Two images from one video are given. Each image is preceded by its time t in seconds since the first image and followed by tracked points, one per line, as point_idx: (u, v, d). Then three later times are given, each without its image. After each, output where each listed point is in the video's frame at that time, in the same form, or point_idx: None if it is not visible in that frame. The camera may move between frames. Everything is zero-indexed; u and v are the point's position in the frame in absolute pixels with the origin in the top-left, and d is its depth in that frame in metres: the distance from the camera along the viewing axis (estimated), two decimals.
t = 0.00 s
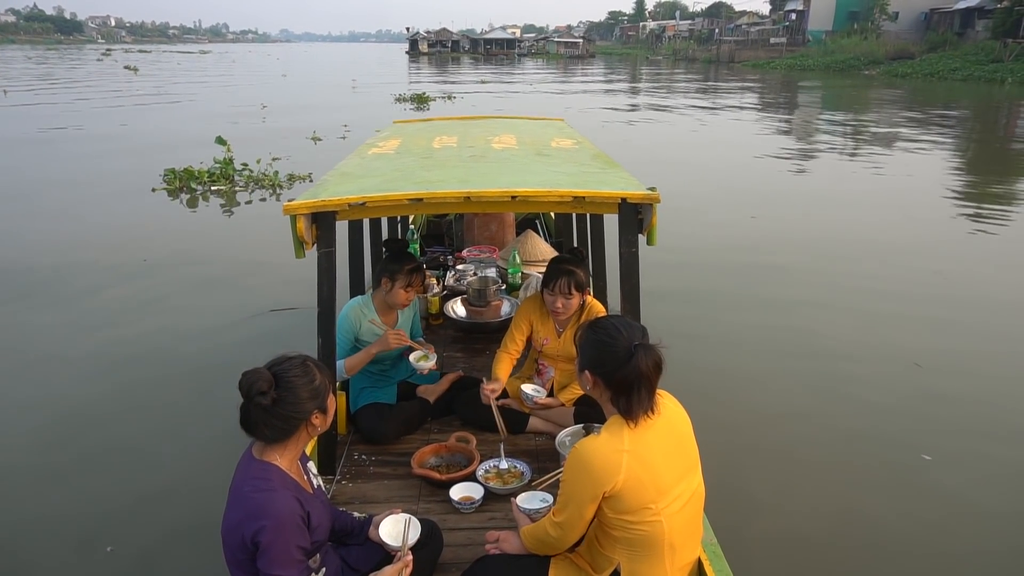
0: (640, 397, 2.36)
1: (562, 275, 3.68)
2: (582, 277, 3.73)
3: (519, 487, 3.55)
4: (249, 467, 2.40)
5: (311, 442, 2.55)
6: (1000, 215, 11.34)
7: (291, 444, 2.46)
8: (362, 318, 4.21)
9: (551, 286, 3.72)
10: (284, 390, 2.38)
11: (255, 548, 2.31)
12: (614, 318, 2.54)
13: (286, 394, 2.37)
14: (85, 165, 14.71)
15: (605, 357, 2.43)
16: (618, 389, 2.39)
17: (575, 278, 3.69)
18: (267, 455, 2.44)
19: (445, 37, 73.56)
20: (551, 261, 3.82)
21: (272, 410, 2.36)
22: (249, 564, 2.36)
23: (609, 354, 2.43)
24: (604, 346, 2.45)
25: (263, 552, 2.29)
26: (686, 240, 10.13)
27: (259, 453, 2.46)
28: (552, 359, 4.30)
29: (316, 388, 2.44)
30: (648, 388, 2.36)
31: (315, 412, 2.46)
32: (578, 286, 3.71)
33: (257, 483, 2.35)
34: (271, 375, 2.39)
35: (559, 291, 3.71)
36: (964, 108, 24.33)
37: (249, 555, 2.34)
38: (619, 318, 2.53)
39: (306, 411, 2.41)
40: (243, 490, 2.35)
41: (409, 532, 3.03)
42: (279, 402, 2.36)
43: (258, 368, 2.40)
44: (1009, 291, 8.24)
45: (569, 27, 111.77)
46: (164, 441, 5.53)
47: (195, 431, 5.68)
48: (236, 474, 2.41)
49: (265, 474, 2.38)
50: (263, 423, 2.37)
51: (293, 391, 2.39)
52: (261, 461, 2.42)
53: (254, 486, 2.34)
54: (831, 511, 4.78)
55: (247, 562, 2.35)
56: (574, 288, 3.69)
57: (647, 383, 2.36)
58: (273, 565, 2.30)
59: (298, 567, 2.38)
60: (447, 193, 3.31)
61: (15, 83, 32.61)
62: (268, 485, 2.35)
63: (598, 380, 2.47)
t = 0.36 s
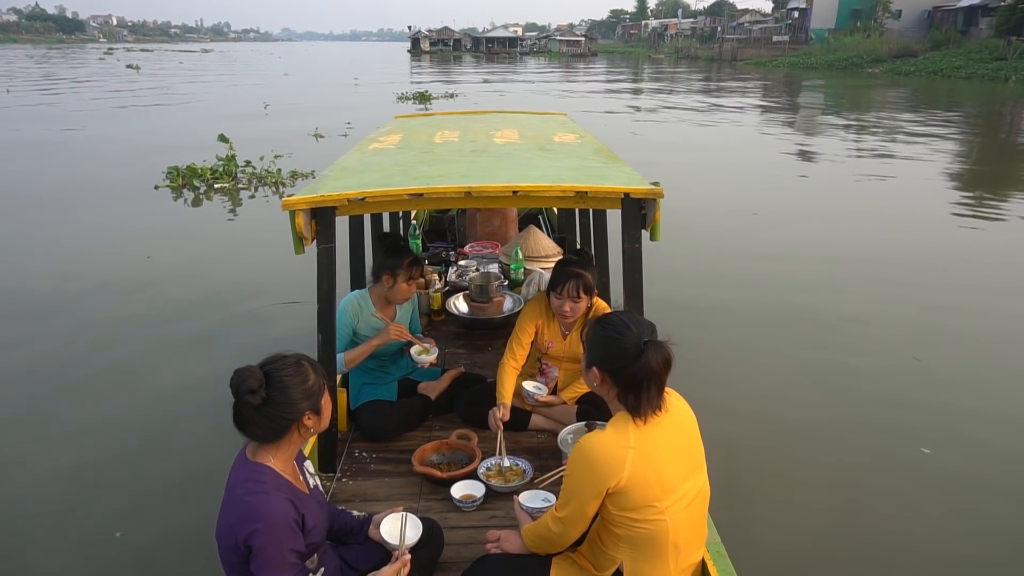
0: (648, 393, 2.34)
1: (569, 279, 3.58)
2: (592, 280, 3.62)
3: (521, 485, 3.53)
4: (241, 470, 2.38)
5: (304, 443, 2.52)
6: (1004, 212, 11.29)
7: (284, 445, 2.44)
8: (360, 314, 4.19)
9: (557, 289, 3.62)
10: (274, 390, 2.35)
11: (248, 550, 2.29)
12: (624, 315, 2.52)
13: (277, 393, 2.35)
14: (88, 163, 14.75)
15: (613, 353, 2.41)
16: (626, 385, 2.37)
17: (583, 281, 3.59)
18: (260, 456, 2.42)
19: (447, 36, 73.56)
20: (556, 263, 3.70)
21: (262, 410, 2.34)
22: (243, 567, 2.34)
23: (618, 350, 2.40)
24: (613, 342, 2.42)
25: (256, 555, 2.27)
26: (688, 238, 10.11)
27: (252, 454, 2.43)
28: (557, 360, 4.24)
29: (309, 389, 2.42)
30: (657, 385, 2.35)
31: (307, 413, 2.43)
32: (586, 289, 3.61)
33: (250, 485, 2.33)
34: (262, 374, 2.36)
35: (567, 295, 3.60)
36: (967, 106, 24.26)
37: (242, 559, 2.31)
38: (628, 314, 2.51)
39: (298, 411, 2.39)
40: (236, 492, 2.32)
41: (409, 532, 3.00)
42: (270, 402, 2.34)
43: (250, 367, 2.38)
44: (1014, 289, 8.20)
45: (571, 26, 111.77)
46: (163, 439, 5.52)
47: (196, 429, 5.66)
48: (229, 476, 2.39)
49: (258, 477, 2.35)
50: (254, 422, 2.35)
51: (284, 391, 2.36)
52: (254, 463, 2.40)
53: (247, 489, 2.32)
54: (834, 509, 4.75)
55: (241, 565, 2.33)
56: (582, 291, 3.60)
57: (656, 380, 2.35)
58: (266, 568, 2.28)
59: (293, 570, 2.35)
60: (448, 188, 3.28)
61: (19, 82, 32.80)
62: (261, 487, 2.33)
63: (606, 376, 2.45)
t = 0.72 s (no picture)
0: (656, 396, 2.33)
1: (577, 284, 3.54)
2: (599, 284, 3.58)
3: (523, 485, 3.52)
4: (239, 468, 2.38)
5: (303, 441, 2.51)
6: (1007, 210, 11.27)
7: (281, 443, 2.43)
8: (363, 311, 4.17)
9: (565, 294, 3.59)
10: (272, 387, 2.35)
11: (246, 550, 2.28)
12: (629, 316, 2.51)
13: (274, 390, 2.34)
14: (91, 162, 14.78)
15: (620, 355, 2.40)
16: (634, 388, 2.36)
17: (591, 287, 3.55)
18: (258, 454, 2.42)
19: (448, 34, 73.48)
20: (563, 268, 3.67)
21: (259, 406, 2.34)
22: (242, 566, 2.33)
23: (626, 353, 2.39)
24: (620, 344, 2.41)
25: (254, 554, 2.26)
26: (691, 235, 10.11)
27: (250, 452, 2.43)
28: (562, 363, 4.21)
29: (307, 386, 2.40)
30: (666, 385, 2.34)
31: (304, 411, 2.42)
32: (594, 294, 3.57)
33: (248, 484, 2.32)
34: (260, 371, 2.36)
35: (575, 300, 3.57)
36: (970, 103, 24.21)
37: (241, 558, 2.31)
38: (634, 316, 2.50)
39: (295, 409, 2.38)
40: (234, 491, 2.32)
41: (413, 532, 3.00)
42: (267, 399, 2.34)
43: (247, 363, 2.38)
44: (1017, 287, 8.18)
45: (573, 24, 111.59)
46: (165, 436, 5.52)
47: (198, 427, 5.66)
48: (227, 474, 2.39)
49: (257, 475, 2.35)
50: (252, 419, 2.35)
51: (282, 389, 2.35)
52: (252, 461, 2.39)
53: (245, 487, 2.31)
54: (835, 507, 4.73)
55: (240, 564, 2.32)
56: (590, 296, 3.57)
57: (664, 382, 2.34)
58: (265, 567, 2.27)
59: (292, 570, 2.35)
60: (454, 186, 3.28)
61: (24, 80, 32.99)
62: (259, 486, 2.32)
63: (612, 378, 2.44)
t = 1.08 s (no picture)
0: (656, 402, 2.33)
1: (579, 288, 3.54)
2: (601, 289, 3.58)
3: (524, 488, 3.52)
4: (246, 468, 2.38)
5: (309, 442, 2.52)
6: (1009, 210, 11.26)
7: (288, 443, 2.44)
8: (367, 312, 4.18)
9: (567, 298, 3.59)
10: (283, 387, 2.36)
11: (252, 550, 2.28)
12: (628, 323, 2.52)
13: (284, 390, 2.35)
14: (94, 162, 14.81)
15: (620, 362, 2.41)
16: (634, 395, 2.36)
17: (593, 292, 3.54)
18: (264, 454, 2.42)
19: (449, 33, 73.47)
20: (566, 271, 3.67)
21: (269, 404, 2.35)
22: (246, 567, 2.33)
23: (626, 360, 2.39)
24: (619, 352, 2.42)
25: (259, 555, 2.26)
26: (693, 236, 10.11)
27: (256, 452, 2.43)
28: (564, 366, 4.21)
29: (316, 388, 2.41)
30: (667, 392, 2.35)
31: (312, 413, 2.42)
32: (596, 298, 3.57)
33: (253, 485, 2.32)
34: (272, 370, 2.38)
35: (577, 304, 3.57)
36: (972, 104, 24.20)
37: (246, 558, 2.31)
38: (634, 323, 2.50)
39: (304, 410, 2.38)
40: (240, 491, 2.32)
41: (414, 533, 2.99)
42: (277, 398, 2.35)
43: (259, 362, 2.39)
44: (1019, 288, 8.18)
45: (574, 23, 111.61)
46: (167, 437, 5.53)
47: (200, 429, 5.67)
48: (233, 474, 2.39)
49: (262, 476, 2.35)
50: (260, 417, 2.35)
51: (292, 388, 2.36)
52: (258, 462, 2.39)
53: (251, 487, 2.31)
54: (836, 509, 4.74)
55: (245, 564, 2.32)
56: (592, 300, 3.56)
57: (665, 389, 2.35)
58: (270, 568, 2.27)
59: (296, 570, 2.34)
60: (458, 189, 3.28)
61: (26, 80, 33.07)
62: (265, 487, 2.32)
63: (612, 385, 2.44)
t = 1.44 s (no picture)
0: (649, 403, 2.32)
1: (573, 286, 3.54)
2: (596, 288, 3.57)
3: (523, 489, 3.50)
4: (246, 467, 2.36)
5: (310, 444, 2.50)
6: (1009, 211, 11.25)
7: (290, 443, 2.42)
8: (367, 314, 4.16)
9: (562, 297, 3.58)
10: (291, 386, 2.35)
11: (251, 550, 2.26)
12: (620, 324, 2.51)
13: (292, 389, 2.35)
14: (93, 161, 14.80)
15: (612, 364, 2.40)
16: (628, 394, 2.35)
17: (588, 289, 3.54)
18: (265, 454, 2.40)
19: (449, 33, 73.46)
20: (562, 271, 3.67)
21: (275, 402, 2.33)
22: (245, 567, 2.31)
23: (617, 362, 2.38)
24: (611, 354, 2.41)
25: (257, 554, 2.24)
26: (693, 236, 10.09)
27: (257, 452, 2.42)
28: (562, 366, 4.20)
29: (322, 389, 2.41)
30: (660, 393, 2.33)
31: (317, 413, 2.41)
32: (591, 297, 3.56)
33: (253, 484, 2.31)
34: (280, 368, 2.37)
35: (571, 302, 3.56)
36: (972, 103, 24.17)
37: (244, 558, 2.29)
38: (626, 325, 2.49)
39: (309, 410, 2.37)
40: (239, 491, 2.30)
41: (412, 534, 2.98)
42: (285, 396, 2.33)
43: (267, 361, 2.38)
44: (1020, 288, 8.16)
45: (574, 24, 111.65)
46: (166, 437, 5.52)
47: (199, 428, 5.66)
48: (232, 474, 2.37)
49: (262, 476, 2.34)
50: (265, 417, 2.34)
51: (298, 389, 2.35)
52: (259, 461, 2.38)
53: (250, 487, 2.30)
54: (836, 508, 4.73)
55: (243, 564, 2.30)
56: (586, 299, 3.55)
57: (657, 389, 2.33)
58: (269, 568, 2.25)
59: (294, 570, 2.33)
60: (454, 191, 3.27)
61: (27, 81, 33.09)
62: (265, 486, 2.31)
63: (606, 388, 2.43)
